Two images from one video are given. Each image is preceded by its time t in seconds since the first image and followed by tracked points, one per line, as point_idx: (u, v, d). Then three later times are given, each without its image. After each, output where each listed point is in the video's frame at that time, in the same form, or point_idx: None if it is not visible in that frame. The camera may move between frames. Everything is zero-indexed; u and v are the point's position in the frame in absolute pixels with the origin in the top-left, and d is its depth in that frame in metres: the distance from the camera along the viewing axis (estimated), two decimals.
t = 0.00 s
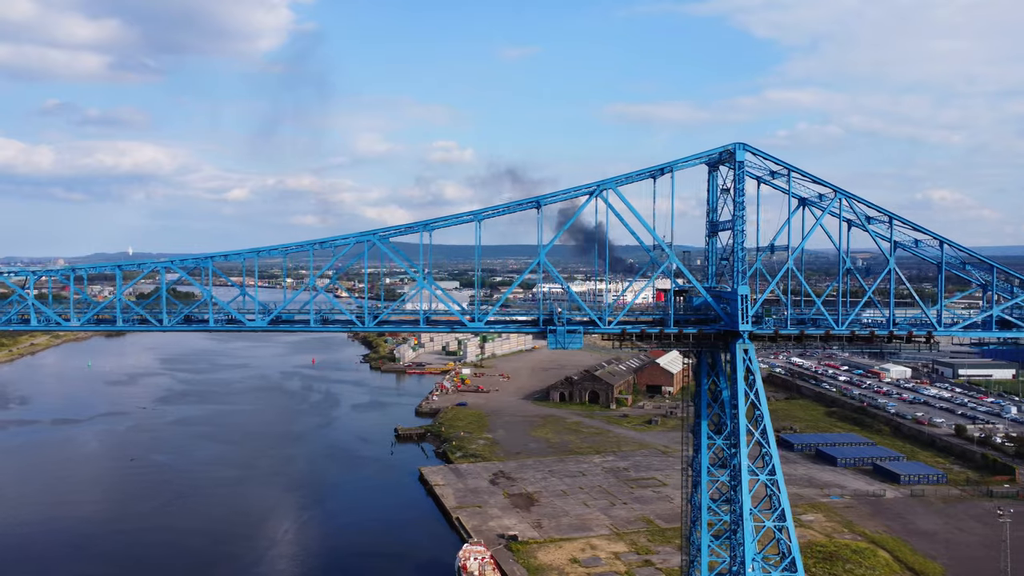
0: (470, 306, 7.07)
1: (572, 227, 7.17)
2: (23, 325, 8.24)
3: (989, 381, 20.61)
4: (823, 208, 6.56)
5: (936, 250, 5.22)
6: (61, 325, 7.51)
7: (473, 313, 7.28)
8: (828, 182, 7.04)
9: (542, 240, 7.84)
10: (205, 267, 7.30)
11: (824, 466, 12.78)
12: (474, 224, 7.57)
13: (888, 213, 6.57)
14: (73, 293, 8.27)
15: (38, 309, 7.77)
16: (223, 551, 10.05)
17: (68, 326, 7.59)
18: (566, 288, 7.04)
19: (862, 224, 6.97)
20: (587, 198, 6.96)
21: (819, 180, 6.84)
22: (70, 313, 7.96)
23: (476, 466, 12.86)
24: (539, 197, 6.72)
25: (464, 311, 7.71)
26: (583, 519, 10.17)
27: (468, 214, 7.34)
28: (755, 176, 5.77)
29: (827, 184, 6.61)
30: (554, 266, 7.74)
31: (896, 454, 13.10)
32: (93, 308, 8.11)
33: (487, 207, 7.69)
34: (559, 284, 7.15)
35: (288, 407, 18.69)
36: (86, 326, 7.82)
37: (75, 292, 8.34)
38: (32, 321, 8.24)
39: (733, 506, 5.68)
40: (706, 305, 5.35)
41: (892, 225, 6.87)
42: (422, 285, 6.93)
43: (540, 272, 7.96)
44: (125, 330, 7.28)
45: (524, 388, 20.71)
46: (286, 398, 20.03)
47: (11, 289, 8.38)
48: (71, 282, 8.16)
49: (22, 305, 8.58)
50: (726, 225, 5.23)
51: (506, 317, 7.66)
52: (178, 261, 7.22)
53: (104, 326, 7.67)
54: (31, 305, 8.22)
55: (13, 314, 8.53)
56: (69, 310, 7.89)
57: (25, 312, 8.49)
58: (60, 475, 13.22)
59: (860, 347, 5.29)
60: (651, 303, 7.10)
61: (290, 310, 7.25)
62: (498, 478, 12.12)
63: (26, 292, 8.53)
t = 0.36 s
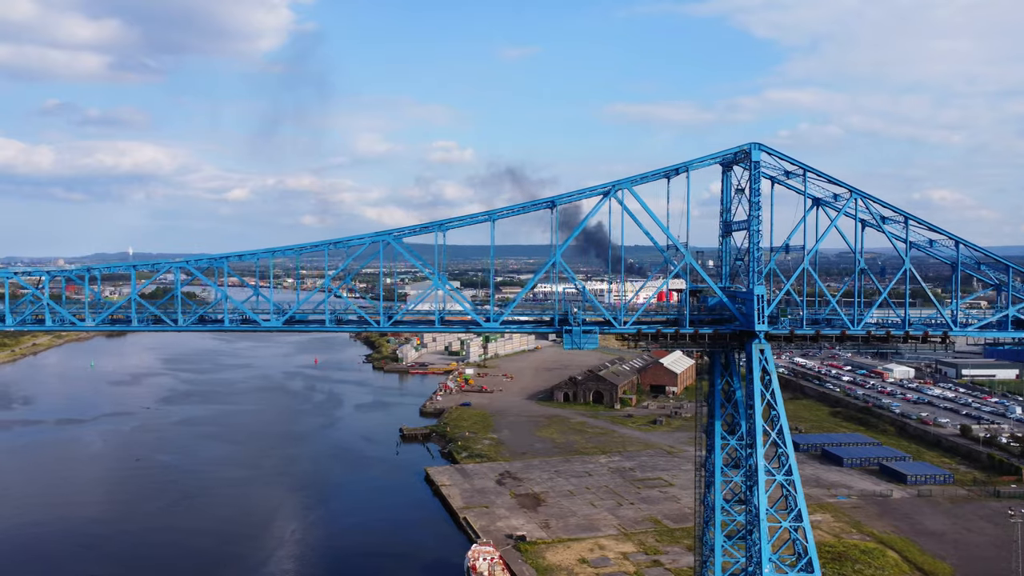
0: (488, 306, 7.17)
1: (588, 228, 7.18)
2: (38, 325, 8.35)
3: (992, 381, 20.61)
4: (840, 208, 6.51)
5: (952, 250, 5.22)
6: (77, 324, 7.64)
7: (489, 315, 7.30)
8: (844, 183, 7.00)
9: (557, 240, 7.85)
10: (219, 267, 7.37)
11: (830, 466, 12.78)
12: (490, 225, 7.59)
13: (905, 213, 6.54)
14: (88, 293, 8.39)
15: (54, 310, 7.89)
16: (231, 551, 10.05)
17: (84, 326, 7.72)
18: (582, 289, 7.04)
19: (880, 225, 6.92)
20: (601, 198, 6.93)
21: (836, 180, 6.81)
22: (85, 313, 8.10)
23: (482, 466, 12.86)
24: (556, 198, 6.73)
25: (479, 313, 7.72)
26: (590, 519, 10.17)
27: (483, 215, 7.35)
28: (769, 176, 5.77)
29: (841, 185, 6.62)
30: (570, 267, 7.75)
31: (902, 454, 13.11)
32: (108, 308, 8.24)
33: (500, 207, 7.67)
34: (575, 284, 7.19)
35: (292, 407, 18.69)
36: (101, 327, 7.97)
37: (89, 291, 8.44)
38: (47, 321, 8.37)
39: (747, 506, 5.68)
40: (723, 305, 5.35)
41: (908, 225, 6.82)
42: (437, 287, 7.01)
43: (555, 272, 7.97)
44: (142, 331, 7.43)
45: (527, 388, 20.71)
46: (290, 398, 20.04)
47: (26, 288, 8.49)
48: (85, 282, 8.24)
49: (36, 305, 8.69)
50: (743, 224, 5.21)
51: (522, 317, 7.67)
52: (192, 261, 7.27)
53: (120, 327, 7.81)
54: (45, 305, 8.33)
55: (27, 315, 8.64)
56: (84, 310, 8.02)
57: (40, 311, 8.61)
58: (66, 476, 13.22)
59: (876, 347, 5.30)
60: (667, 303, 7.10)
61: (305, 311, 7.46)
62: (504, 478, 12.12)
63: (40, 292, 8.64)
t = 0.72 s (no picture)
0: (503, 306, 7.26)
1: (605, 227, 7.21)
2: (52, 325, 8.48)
3: (996, 381, 20.60)
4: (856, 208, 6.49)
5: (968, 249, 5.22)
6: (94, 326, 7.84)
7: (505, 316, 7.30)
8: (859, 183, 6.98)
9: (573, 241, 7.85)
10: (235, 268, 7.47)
11: (836, 466, 12.78)
12: (506, 224, 7.58)
13: (920, 213, 6.52)
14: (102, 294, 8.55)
15: (69, 311, 8.04)
16: (238, 551, 10.06)
17: (99, 327, 7.88)
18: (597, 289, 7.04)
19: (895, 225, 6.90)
20: (614, 197, 6.92)
21: (851, 180, 6.79)
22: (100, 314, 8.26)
23: (488, 466, 12.87)
24: (572, 198, 6.73)
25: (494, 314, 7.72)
26: (598, 519, 10.17)
27: (497, 215, 7.35)
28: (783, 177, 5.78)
29: (857, 185, 6.64)
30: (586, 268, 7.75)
31: (908, 454, 13.11)
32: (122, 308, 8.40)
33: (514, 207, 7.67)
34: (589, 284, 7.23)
35: (296, 407, 18.70)
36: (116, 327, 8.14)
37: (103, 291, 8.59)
38: (62, 321, 8.51)
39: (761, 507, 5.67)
40: (738, 306, 5.35)
41: (923, 226, 6.80)
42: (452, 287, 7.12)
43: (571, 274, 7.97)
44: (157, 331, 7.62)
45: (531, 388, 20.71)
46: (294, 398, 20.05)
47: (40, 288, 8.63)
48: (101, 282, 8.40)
49: (50, 305, 8.83)
50: (759, 224, 5.20)
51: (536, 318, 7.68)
52: (207, 262, 7.38)
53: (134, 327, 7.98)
54: (60, 306, 8.46)
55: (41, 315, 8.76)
56: (101, 311, 8.12)
57: (55, 311, 8.75)
58: (73, 476, 13.23)
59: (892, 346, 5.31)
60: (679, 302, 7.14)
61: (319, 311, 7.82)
62: (511, 478, 12.13)
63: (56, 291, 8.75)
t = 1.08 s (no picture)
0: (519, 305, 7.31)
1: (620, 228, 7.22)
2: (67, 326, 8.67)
3: (1000, 381, 20.61)
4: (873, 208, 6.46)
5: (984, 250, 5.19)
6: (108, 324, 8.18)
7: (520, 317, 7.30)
8: (876, 184, 6.94)
9: (588, 242, 7.86)
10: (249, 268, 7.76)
11: (842, 466, 12.78)
12: (521, 225, 7.60)
13: (937, 213, 6.47)
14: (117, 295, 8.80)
15: (86, 311, 8.27)
16: (244, 551, 10.07)
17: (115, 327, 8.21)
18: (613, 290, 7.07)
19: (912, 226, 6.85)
20: (628, 197, 6.93)
21: (869, 181, 6.75)
22: (115, 314, 8.49)
23: (494, 466, 12.88)
24: (588, 198, 6.74)
25: (508, 314, 7.73)
26: (606, 520, 10.17)
27: (512, 215, 7.36)
28: (799, 177, 5.77)
29: (874, 185, 6.64)
30: (601, 269, 7.76)
31: (913, 455, 13.11)
32: (137, 309, 8.65)
33: (527, 208, 7.71)
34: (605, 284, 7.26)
35: (301, 408, 18.71)
36: (131, 328, 8.39)
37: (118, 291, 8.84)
38: (77, 321, 8.66)
39: (774, 508, 5.67)
40: (755, 306, 5.34)
41: (940, 227, 6.75)
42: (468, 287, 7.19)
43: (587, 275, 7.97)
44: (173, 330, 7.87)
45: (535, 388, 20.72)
46: (298, 398, 20.06)
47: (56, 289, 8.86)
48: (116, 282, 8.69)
49: (66, 305, 9.08)
50: (774, 224, 5.18)
51: (551, 319, 7.68)
52: (222, 262, 7.69)
53: (149, 326, 8.24)
54: (75, 306, 8.65)
55: (56, 316, 8.95)
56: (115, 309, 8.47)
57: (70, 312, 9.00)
58: (79, 476, 13.23)
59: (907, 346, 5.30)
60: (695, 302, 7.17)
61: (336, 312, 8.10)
62: (517, 478, 12.14)
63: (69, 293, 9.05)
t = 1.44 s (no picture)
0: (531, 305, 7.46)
1: (633, 229, 7.31)
2: (81, 325, 8.89)
3: (1004, 381, 20.61)
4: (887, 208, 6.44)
5: (1000, 252, 5.18)
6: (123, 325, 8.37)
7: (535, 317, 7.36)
8: (890, 184, 6.92)
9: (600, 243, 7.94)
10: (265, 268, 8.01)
11: (848, 467, 12.77)
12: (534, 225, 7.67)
13: (952, 214, 6.46)
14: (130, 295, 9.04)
15: (100, 311, 8.51)
16: (252, 551, 10.07)
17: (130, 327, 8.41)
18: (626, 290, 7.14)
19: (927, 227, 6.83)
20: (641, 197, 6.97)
21: (883, 181, 6.73)
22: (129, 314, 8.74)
23: (500, 466, 12.88)
24: (603, 198, 6.81)
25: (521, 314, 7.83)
26: (612, 520, 10.17)
27: (527, 216, 7.38)
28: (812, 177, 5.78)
29: (887, 185, 6.66)
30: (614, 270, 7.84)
31: (919, 455, 13.11)
32: (150, 309, 8.90)
33: (541, 208, 7.79)
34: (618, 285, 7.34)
35: (305, 408, 18.72)
36: (145, 328, 8.65)
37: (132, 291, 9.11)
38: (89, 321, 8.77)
39: (787, 508, 5.67)
40: (768, 306, 5.35)
41: (955, 227, 6.73)
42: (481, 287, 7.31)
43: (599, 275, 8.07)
44: (186, 329, 8.13)
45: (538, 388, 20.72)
46: (301, 398, 20.05)
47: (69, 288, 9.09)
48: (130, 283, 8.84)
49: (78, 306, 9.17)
50: (788, 225, 5.18)
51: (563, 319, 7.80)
52: (238, 263, 7.94)
53: (163, 326, 8.50)
54: (88, 307, 8.77)
55: (71, 315, 9.13)
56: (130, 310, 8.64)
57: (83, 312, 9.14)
58: (84, 476, 13.23)
59: (922, 346, 5.33)
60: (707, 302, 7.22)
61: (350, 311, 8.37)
62: (523, 478, 12.14)
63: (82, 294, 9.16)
